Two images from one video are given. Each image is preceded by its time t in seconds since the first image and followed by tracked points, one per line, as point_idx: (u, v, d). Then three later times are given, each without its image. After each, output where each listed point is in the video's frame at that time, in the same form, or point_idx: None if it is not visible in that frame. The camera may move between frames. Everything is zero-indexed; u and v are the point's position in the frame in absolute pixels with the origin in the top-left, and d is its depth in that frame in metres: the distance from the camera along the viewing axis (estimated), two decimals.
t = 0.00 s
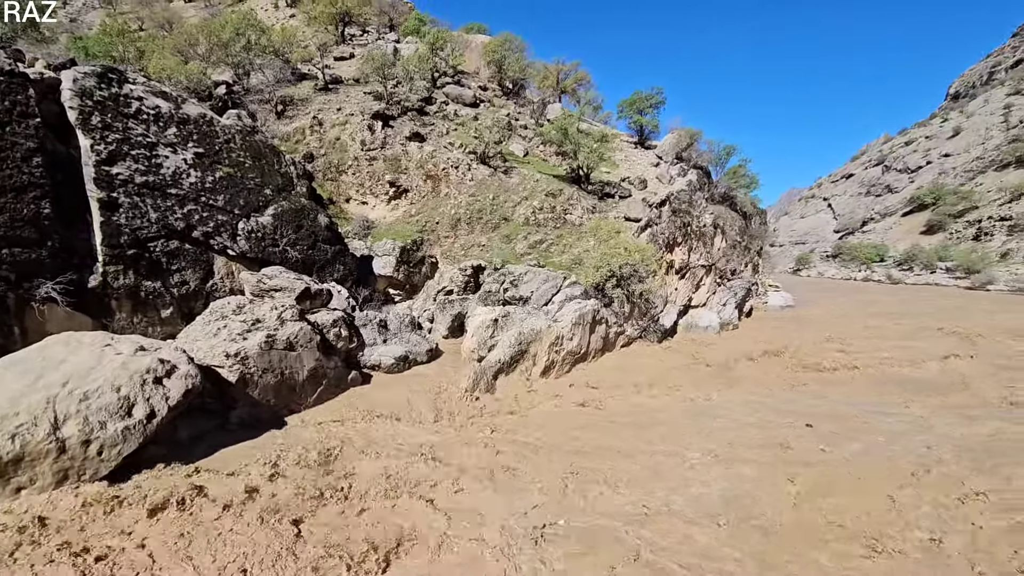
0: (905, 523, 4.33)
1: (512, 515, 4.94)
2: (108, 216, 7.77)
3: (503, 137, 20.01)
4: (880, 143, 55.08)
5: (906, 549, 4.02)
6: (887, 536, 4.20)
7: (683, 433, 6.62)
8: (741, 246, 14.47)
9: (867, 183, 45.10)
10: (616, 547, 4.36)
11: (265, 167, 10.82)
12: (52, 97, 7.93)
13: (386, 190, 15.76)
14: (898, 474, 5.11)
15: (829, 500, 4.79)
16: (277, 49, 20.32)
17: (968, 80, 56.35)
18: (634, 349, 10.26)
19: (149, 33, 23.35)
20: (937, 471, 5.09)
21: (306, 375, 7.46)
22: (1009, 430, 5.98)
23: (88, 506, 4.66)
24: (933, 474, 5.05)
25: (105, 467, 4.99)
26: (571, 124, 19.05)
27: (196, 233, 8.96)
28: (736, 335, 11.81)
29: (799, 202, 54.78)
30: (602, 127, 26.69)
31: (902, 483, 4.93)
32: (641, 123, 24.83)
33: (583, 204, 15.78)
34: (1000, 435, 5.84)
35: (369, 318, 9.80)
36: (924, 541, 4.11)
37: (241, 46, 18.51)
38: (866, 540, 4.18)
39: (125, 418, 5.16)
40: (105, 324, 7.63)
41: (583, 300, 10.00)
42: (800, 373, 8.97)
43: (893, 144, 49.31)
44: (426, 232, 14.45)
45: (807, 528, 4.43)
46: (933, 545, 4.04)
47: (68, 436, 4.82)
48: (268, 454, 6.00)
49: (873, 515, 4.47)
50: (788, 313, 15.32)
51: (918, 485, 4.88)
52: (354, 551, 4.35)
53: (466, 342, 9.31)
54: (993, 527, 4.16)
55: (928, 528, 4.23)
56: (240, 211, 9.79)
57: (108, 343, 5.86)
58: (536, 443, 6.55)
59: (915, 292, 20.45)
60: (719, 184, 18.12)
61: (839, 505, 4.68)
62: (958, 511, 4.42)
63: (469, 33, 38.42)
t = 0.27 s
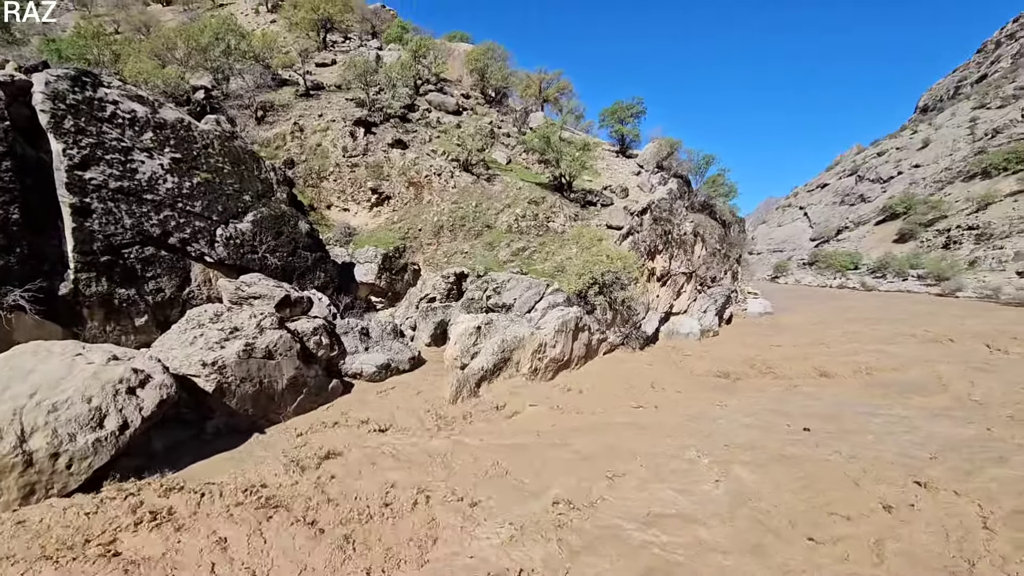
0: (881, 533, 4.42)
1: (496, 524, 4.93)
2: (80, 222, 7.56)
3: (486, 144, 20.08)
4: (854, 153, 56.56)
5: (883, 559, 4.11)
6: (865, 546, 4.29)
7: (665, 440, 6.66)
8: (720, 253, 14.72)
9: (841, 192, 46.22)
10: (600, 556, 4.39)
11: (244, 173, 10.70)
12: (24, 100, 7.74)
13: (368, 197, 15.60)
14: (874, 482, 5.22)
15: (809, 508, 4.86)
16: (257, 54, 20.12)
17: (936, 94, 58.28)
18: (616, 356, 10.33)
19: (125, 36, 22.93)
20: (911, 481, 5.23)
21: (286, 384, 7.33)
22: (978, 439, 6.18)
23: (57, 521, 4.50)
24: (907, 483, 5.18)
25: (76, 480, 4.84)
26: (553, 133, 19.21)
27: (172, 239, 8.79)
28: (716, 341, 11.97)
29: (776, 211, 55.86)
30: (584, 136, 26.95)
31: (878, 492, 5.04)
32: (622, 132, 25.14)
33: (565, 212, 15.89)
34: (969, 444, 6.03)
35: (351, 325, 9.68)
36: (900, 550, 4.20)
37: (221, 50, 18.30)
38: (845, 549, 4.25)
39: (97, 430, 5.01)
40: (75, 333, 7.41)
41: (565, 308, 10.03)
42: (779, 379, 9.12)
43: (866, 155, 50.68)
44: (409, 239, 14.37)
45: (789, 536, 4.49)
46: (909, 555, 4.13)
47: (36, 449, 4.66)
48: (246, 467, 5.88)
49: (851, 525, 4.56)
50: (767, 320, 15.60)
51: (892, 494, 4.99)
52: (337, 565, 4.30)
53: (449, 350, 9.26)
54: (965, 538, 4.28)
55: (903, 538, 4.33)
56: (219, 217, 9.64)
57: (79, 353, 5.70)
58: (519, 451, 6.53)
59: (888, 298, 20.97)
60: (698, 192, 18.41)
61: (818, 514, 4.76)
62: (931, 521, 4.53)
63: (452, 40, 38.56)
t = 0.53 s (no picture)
0: (867, 540, 4.46)
1: (482, 532, 4.90)
2: (52, 229, 7.35)
3: (469, 152, 20.11)
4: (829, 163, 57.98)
5: (869, 565, 4.14)
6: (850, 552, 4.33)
7: (650, 447, 6.67)
8: (701, 260, 14.95)
9: (818, 201, 47.24)
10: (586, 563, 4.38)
11: (223, 180, 10.56)
12: None
13: (351, 204, 15.46)
14: (859, 491, 5.28)
15: (796, 516, 4.89)
16: (237, 59, 19.91)
17: (906, 106, 60.13)
18: (600, 363, 10.36)
19: (100, 39, 22.51)
20: (893, 488, 5.31)
21: (266, 394, 7.20)
22: (953, 444, 6.33)
23: (24, 539, 4.34)
24: (889, 490, 5.27)
25: (45, 495, 4.68)
26: (537, 141, 19.34)
27: (148, 247, 8.60)
28: (698, 347, 12.09)
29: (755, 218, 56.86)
30: (567, 144, 27.16)
31: (860, 498, 5.11)
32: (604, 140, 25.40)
33: (548, 220, 15.99)
34: (946, 450, 6.16)
35: (332, 333, 9.56)
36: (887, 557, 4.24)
37: (200, 55, 18.07)
38: (833, 556, 4.27)
39: (67, 443, 4.86)
40: (46, 342, 7.15)
41: (549, 314, 10.07)
42: (760, 385, 9.21)
43: (841, 164, 51.94)
44: (391, 246, 14.26)
45: (779, 544, 4.49)
46: (896, 563, 4.16)
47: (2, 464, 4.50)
48: (224, 480, 5.74)
49: (837, 532, 4.60)
50: (747, 326, 15.83)
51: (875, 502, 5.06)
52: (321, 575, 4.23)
53: (432, 358, 9.20)
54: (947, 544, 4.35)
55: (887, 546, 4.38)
56: (197, 224, 9.47)
57: (49, 364, 5.54)
58: (506, 459, 6.48)
59: (863, 304, 21.45)
60: (679, 200, 18.66)
61: (805, 522, 4.78)
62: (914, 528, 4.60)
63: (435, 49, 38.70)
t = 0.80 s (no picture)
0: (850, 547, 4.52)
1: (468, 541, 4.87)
2: (24, 234, 7.12)
3: (453, 158, 20.11)
4: (807, 170, 59.21)
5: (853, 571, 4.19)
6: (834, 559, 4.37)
7: (635, 454, 6.68)
8: (683, 266, 15.14)
9: (796, 207, 48.15)
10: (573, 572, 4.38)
11: (202, 185, 10.43)
12: None
13: (333, 210, 15.30)
14: (840, 496, 5.35)
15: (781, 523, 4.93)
16: (218, 63, 19.66)
17: (880, 116, 61.73)
18: (584, 369, 10.40)
19: (76, 42, 22.07)
20: (871, 493, 5.41)
21: (245, 402, 7.08)
22: (928, 447, 6.49)
23: None
24: (869, 495, 5.36)
25: (13, 510, 4.52)
26: (520, 147, 19.42)
27: (124, 253, 8.41)
28: (680, 352, 12.20)
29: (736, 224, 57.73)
30: (550, 151, 27.32)
31: (841, 503, 5.20)
32: (587, 147, 25.61)
33: (532, 226, 16.05)
34: (923, 454, 6.30)
35: (314, 340, 9.43)
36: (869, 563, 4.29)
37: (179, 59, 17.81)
38: (818, 563, 4.31)
39: (38, 455, 4.72)
40: (15, 352, 6.83)
41: (533, 320, 10.08)
42: (743, 389, 9.32)
43: (818, 172, 53.06)
44: (374, 252, 14.13)
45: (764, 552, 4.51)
46: (878, 570, 4.22)
47: None
48: (201, 492, 5.62)
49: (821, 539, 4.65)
50: (729, 330, 16.03)
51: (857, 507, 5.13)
52: None
53: (415, 365, 9.12)
54: (925, 549, 4.43)
55: (870, 552, 4.44)
56: (175, 230, 9.31)
57: (19, 373, 5.38)
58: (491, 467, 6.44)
59: (841, 308, 21.90)
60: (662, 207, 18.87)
61: (789, 529, 4.82)
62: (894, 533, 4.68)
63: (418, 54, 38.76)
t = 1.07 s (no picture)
0: (839, 544, 4.55)
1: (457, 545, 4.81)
2: None
3: (437, 163, 20.09)
4: (786, 176, 60.31)
5: (842, 569, 4.21)
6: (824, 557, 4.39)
7: (622, 458, 6.68)
8: (666, 270, 15.31)
9: (777, 212, 48.95)
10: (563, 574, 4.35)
11: (181, 189, 10.28)
12: None
13: (316, 214, 15.16)
14: (826, 495, 5.41)
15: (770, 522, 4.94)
16: (198, 67, 19.40)
17: (855, 123, 63.19)
18: (568, 373, 10.43)
19: (50, 44, 21.60)
20: (855, 490, 5.49)
21: (225, 411, 6.97)
22: (907, 445, 6.61)
23: None
24: (853, 493, 5.43)
25: None
26: (505, 152, 19.47)
27: (99, 259, 8.21)
28: (665, 355, 12.29)
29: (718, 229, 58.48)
30: (535, 156, 27.43)
31: (825, 501, 5.26)
32: (571, 152, 25.77)
33: (516, 231, 16.08)
34: (903, 451, 6.41)
35: (297, 346, 9.31)
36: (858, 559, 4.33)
37: (158, 62, 17.54)
38: (809, 562, 4.32)
39: (7, 467, 4.56)
40: None
41: (517, 325, 10.11)
42: (726, 391, 9.41)
43: (797, 178, 54.05)
44: (358, 256, 14.03)
45: (756, 552, 4.51)
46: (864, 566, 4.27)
47: None
48: (180, 504, 5.48)
49: (809, 537, 4.68)
50: (712, 334, 16.19)
51: (842, 504, 5.19)
52: None
53: (399, 370, 9.04)
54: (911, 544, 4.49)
55: (858, 548, 4.48)
56: (153, 235, 9.14)
57: None
58: (478, 472, 6.39)
59: (820, 311, 22.28)
60: (645, 211, 19.04)
61: (778, 528, 4.84)
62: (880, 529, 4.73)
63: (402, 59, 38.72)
